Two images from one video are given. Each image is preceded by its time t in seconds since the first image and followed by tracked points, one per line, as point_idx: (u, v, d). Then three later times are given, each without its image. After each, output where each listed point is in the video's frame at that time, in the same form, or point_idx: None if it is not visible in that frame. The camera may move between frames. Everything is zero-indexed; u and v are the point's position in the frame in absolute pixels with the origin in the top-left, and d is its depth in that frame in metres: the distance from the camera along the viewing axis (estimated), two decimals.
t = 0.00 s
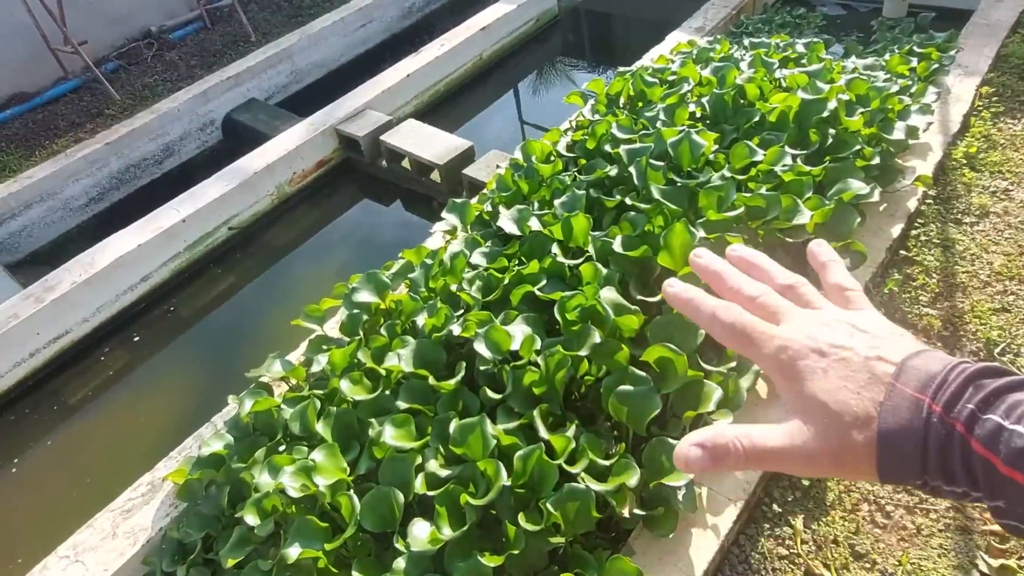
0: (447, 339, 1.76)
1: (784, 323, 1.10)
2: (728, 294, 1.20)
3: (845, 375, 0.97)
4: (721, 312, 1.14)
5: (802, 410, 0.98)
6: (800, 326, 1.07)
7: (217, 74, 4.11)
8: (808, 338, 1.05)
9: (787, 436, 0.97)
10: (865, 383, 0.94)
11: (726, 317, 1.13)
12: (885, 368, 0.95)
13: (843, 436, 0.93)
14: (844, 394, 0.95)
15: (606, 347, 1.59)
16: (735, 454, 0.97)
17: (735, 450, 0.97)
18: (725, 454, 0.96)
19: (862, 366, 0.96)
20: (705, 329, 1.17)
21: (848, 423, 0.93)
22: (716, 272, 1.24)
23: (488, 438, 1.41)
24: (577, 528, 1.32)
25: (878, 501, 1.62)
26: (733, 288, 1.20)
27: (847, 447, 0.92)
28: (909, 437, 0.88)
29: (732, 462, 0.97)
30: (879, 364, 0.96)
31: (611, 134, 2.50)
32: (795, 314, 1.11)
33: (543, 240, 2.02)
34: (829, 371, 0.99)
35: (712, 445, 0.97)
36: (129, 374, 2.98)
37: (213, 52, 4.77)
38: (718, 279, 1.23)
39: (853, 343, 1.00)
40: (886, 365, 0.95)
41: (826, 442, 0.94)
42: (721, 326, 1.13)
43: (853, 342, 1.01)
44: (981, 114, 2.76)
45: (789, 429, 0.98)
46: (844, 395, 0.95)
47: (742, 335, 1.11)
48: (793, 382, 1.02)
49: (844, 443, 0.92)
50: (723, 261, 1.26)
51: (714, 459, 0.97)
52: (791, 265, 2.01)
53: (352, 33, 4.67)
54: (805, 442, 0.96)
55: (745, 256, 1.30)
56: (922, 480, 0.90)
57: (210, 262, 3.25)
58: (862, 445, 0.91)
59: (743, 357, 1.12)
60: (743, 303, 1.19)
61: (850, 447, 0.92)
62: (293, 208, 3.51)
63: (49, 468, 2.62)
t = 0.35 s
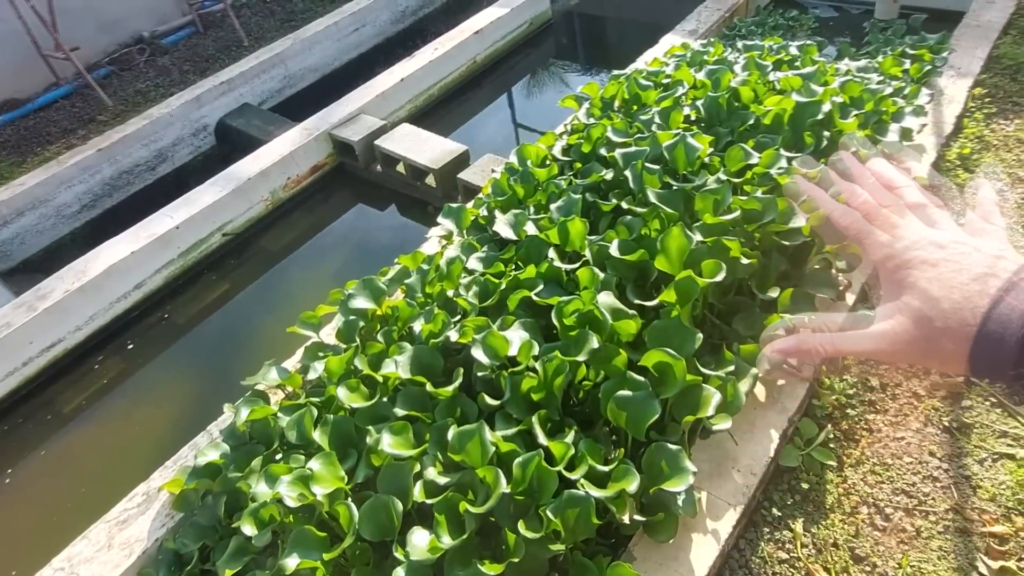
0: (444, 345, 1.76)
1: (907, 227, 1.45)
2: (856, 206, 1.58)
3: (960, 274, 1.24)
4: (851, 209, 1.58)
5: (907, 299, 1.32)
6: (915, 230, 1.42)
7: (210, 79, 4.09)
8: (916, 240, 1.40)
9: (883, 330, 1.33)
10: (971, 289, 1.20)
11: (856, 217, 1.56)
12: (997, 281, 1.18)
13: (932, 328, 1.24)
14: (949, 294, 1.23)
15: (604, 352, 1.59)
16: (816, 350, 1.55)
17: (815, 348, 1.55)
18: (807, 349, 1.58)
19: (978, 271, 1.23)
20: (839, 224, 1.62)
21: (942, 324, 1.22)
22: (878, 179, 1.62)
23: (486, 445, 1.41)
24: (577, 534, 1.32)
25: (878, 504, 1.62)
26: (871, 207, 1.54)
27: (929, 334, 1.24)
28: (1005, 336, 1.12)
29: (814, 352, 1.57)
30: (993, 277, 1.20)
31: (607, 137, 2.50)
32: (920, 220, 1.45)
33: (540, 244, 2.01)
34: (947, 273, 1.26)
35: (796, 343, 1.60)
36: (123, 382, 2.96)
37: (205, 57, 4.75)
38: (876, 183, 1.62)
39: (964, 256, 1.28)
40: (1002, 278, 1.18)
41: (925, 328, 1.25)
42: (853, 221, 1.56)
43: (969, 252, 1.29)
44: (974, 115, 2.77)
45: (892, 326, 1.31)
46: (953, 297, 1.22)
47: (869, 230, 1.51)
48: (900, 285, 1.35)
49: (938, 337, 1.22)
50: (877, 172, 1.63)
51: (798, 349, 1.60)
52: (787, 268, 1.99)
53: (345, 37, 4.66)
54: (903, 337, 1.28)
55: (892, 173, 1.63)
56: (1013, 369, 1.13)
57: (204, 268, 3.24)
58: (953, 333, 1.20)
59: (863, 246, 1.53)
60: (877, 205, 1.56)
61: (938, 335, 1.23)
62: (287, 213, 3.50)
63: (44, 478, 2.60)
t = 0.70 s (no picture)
0: (439, 349, 1.76)
1: (894, 204, 1.10)
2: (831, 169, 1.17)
3: (933, 254, 0.97)
4: (834, 180, 1.14)
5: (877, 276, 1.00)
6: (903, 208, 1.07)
7: (201, 83, 4.08)
8: (904, 221, 1.04)
9: (855, 303, 0.99)
10: (947, 265, 0.94)
11: (837, 185, 1.13)
12: (983, 256, 0.93)
13: (909, 306, 0.94)
14: (926, 270, 0.95)
15: (598, 355, 1.59)
16: (791, 317, 0.98)
17: (791, 313, 0.98)
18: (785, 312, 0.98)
19: (957, 250, 0.96)
20: (812, 196, 1.17)
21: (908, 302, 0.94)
22: (854, 143, 1.24)
23: (482, 449, 1.41)
24: (574, 538, 1.31)
25: (870, 505, 1.63)
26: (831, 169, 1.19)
27: (905, 315, 0.94)
28: (980, 315, 0.88)
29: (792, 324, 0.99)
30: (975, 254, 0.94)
31: (600, 142, 2.51)
32: (904, 197, 1.11)
33: (534, 249, 2.02)
34: (923, 249, 0.98)
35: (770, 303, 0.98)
36: (113, 388, 2.94)
37: (196, 60, 4.74)
38: (854, 150, 1.23)
39: (950, 235, 0.99)
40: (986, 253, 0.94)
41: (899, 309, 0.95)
42: (830, 194, 1.13)
43: (953, 229, 1.00)
44: (961, 121, 2.80)
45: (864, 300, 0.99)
46: (926, 272, 0.95)
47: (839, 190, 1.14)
48: (874, 258, 1.03)
49: (910, 318, 0.93)
50: (867, 138, 1.24)
51: (773, 322, 0.98)
52: (780, 271, 2.01)
53: (337, 41, 4.66)
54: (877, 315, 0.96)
55: (891, 146, 1.27)
56: (986, 364, 0.88)
57: (196, 273, 3.22)
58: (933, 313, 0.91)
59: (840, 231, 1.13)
60: (858, 180, 1.20)
61: (914, 319, 0.93)
62: (279, 217, 3.49)
63: (32, 485, 2.58)
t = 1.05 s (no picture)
0: (441, 350, 1.76)
1: (865, 234, 0.94)
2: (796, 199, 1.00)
3: (901, 288, 0.84)
4: (802, 208, 0.97)
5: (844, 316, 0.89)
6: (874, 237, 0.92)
7: (202, 82, 4.08)
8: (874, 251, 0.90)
9: (826, 336, 0.87)
10: (917, 298, 0.82)
11: (806, 213, 0.96)
12: (949, 291, 0.81)
13: (876, 342, 0.83)
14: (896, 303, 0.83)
15: (602, 357, 1.59)
16: (768, 350, 0.88)
17: (767, 346, 0.88)
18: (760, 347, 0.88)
19: (925, 283, 0.83)
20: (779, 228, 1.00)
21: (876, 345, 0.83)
22: (818, 171, 1.08)
23: (485, 450, 1.40)
24: (577, 540, 1.31)
25: (873, 509, 1.63)
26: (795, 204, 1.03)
27: (872, 352, 0.83)
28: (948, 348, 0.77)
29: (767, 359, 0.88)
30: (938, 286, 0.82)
31: (603, 144, 2.51)
32: (873, 227, 0.96)
33: (537, 250, 2.02)
34: (893, 282, 0.85)
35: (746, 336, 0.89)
36: (113, 387, 2.93)
37: (197, 60, 4.73)
38: (818, 179, 1.07)
39: (920, 265, 0.86)
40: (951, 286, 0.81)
41: (869, 342, 0.83)
42: (799, 223, 0.96)
43: (922, 261, 0.87)
44: (963, 125, 2.80)
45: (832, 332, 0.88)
46: (897, 307, 0.82)
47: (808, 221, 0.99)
48: (847, 291, 0.89)
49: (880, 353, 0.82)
50: (831, 164, 1.08)
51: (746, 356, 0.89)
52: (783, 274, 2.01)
53: (339, 42, 4.66)
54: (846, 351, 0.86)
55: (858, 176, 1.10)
56: (951, 401, 0.78)
57: (196, 272, 3.22)
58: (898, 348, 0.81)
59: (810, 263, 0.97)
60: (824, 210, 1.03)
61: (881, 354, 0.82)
62: (280, 217, 3.48)
63: (30, 485, 2.57)
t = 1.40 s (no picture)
0: (447, 347, 1.76)
1: (880, 153, 1.32)
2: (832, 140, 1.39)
3: (931, 208, 1.09)
4: (825, 136, 1.43)
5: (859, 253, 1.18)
6: (888, 162, 1.26)
7: (214, 74, 4.09)
8: (892, 175, 1.23)
9: (849, 266, 1.16)
10: (946, 218, 1.06)
11: (827, 138, 1.42)
12: (981, 211, 1.03)
13: (901, 269, 1.08)
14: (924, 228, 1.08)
15: (608, 358, 1.58)
16: (780, 278, 1.22)
17: (779, 276, 1.22)
18: (773, 273, 1.21)
19: (953, 204, 1.08)
20: (805, 150, 1.49)
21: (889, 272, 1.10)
22: (827, 105, 1.59)
23: (489, 449, 1.40)
24: (579, 541, 1.30)
25: (876, 519, 1.62)
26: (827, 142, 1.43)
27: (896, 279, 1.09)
28: (984, 265, 0.97)
29: (782, 281, 1.22)
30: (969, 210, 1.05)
31: (613, 146, 2.51)
32: (886, 149, 1.34)
33: (546, 250, 2.02)
34: (919, 206, 1.11)
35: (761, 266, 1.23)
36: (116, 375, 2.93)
37: (209, 51, 4.74)
38: (829, 110, 1.58)
39: (946, 189, 1.12)
40: (979, 208, 1.05)
41: (886, 267, 1.11)
42: (821, 145, 1.42)
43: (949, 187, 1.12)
44: (974, 138, 2.79)
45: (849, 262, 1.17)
46: (924, 233, 1.07)
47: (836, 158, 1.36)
48: (871, 216, 1.18)
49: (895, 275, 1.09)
50: (835, 97, 1.61)
51: (763, 279, 1.23)
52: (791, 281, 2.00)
53: (351, 37, 4.67)
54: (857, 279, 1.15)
55: (861, 105, 1.63)
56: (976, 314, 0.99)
57: (203, 263, 3.22)
58: (925, 266, 1.05)
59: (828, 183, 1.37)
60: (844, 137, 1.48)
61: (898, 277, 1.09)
62: (287, 210, 3.49)
63: (32, 470, 2.58)
